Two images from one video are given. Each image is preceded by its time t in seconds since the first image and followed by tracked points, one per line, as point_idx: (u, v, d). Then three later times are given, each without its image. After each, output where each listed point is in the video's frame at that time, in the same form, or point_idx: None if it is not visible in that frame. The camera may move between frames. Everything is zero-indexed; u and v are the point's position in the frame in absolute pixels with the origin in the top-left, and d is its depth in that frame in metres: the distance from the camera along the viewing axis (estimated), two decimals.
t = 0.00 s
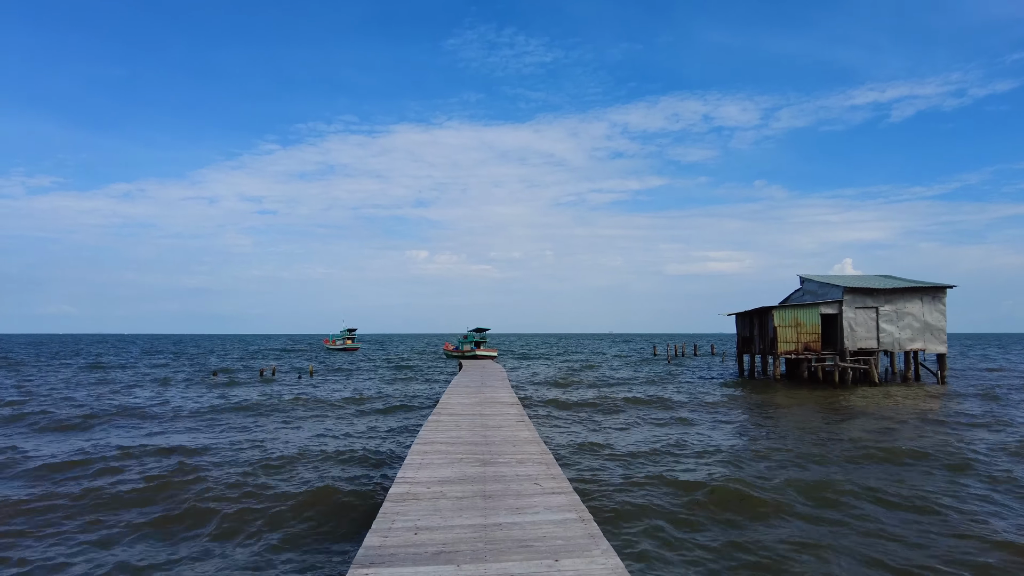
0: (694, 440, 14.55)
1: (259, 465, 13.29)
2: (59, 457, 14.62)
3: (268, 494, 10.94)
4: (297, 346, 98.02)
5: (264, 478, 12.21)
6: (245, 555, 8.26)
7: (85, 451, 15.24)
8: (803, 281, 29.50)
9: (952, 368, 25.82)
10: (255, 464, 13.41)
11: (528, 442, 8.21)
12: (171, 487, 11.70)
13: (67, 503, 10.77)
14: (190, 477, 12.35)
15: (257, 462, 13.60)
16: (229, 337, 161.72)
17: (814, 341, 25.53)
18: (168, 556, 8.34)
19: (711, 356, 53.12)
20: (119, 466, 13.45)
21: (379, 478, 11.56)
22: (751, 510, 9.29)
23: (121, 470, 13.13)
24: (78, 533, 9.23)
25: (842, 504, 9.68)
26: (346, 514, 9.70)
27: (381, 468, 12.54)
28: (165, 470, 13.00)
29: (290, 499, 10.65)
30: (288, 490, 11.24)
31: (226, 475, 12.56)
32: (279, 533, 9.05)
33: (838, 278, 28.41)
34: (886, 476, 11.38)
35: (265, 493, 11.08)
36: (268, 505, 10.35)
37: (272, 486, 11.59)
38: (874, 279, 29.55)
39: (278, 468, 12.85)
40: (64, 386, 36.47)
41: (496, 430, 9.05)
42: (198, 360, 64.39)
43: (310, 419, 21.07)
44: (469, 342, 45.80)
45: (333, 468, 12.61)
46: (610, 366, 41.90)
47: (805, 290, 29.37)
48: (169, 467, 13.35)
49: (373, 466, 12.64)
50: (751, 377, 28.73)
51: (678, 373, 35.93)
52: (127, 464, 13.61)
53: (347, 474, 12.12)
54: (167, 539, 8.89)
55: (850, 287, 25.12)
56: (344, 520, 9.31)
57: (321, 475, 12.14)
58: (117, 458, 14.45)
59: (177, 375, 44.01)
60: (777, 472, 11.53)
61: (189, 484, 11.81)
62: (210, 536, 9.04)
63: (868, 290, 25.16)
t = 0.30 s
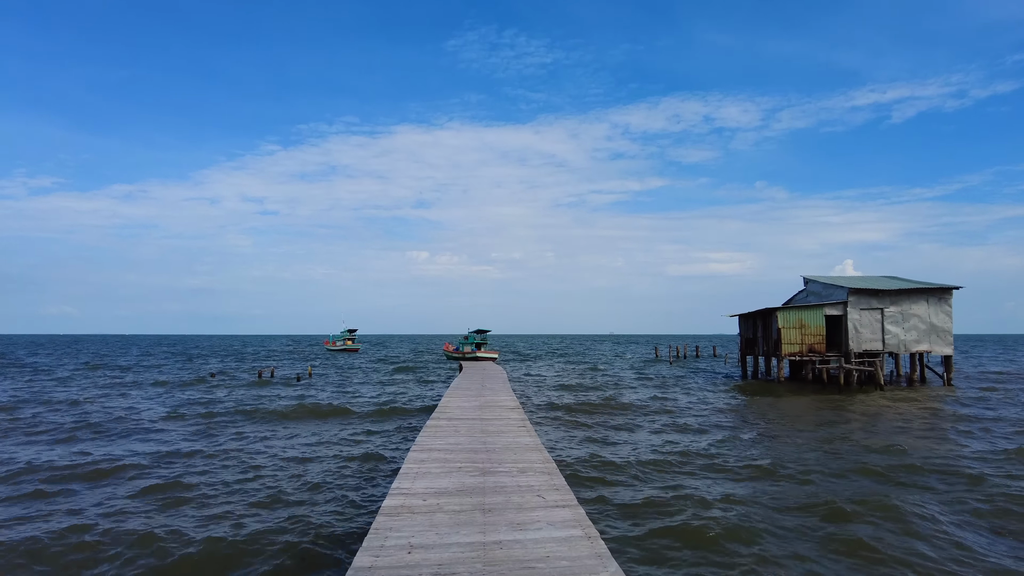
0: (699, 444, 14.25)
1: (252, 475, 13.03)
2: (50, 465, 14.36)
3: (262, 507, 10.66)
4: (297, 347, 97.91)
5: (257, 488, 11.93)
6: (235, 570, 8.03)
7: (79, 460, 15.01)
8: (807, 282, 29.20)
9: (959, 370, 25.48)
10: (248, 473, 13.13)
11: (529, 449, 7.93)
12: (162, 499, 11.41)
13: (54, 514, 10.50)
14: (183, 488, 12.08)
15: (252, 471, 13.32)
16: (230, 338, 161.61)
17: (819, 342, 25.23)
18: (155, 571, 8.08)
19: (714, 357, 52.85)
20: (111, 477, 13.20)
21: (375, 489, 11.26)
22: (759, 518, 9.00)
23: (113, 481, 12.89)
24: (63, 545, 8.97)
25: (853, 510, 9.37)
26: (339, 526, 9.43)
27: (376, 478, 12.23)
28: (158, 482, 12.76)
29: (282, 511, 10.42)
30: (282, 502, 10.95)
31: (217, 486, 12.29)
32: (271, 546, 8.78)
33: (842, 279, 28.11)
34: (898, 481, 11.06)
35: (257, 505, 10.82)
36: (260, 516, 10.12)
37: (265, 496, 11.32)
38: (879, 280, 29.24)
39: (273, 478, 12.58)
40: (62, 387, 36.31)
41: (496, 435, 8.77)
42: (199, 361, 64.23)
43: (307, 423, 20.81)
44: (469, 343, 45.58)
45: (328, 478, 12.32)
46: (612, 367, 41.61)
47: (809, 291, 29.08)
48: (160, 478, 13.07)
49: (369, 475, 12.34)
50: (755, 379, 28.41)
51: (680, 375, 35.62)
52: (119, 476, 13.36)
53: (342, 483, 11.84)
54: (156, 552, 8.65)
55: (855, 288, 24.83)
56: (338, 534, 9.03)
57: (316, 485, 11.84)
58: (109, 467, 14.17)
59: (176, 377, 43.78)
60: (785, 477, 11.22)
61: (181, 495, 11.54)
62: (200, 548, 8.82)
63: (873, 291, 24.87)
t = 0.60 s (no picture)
0: (702, 446, 13.93)
1: (244, 478, 12.71)
2: (38, 469, 14.05)
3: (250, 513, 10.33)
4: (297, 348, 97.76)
5: (248, 492, 11.60)
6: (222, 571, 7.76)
7: (67, 463, 14.70)
8: (810, 281, 28.89)
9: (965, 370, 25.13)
10: (239, 477, 12.80)
11: (528, 453, 7.60)
12: (149, 502, 11.10)
13: (37, 517, 10.19)
14: (170, 493, 11.75)
15: (243, 475, 13.00)
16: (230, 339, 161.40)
17: (823, 342, 24.90)
18: None
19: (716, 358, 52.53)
20: (97, 480, 12.86)
21: (366, 491, 10.97)
22: (767, 523, 8.67)
23: (99, 484, 12.57)
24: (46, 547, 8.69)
25: (864, 514, 9.04)
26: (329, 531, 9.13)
27: (370, 481, 11.96)
28: (146, 485, 12.43)
29: (271, 514, 10.11)
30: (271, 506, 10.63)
31: (208, 489, 11.97)
32: (258, 549, 8.50)
33: (845, 278, 27.80)
34: (909, 484, 10.73)
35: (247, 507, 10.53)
36: (250, 518, 9.83)
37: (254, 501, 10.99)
38: (883, 279, 28.90)
39: (263, 481, 12.25)
40: (58, 390, 36.07)
41: (493, 439, 8.44)
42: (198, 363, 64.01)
43: (302, 425, 20.57)
44: (469, 344, 45.28)
45: (321, 480, 12.06)
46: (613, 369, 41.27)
47: (812, 290, 28.76)
48: (149, 481, 12.74)
49: (361, 478, 12.11)
50: (758, 380, 28.07)
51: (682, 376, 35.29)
52: (106, 478, 13.02)
53: (334, 487, 11.55)
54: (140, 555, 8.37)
55: (859, 287, 24.50)
56: (325, 538, 8.72)
57: (307, 489, 11.55)
58: (99, 470, 13.86)
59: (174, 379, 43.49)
60: (792, 480, 10.89)
61: (169, 499, 11.21)
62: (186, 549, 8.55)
63: (878, 290, 24.54)
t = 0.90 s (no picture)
0: (706, 452, 13.63)
1: (237, 487, 12.42)
2: (29, 477, 13.77)
3: (242, 524, 10.05)
4: (298, 351, 97.50)
5: (241, 501, 11.35)
6: None
7: (58, 471, 14.43)
8: (814, 282, 28.57)
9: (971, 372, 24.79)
10: (232, 486, 12.51)
11: (528, 462, 7.31)
12: (140, 513, 10.83)
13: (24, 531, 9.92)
14: (162, 503, 11.50)
15: (237, 483, 12.72)
16: (231, 342, 161.09)
17: (828, 344, 24.59)
18: None
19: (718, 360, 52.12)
20: (89, 488, 12.61)
21: (360, 501, 10.68)
22: (775, 535, 8.39)
23: (90, 492, 12.30)
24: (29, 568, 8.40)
25: (876, 525, 8.74)
26: (318, 549, 8.89)
27: (364, 491, 11.66)
28: (138, 494, 12.18)
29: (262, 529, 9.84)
30: (262, 519, 10.33)
31: (200, 499, 11.70)
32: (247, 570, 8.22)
33: (850, 279, 27.48)
34: (921, 494, 10.42)
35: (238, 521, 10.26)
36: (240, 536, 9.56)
37: (246, 511, 10.72)
38: (888, 279, 28.58)
39: (254, 490, 11.97)
40: (55, 395, 35.80)
41: (492, 447, 8.16)
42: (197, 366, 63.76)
43: (299, 430, 20.24)
44: (469, 346, 44.97)
45: (313, 492, 11.73)
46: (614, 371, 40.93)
47: (816, 291, 28.45)
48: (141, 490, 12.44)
49: (355, 488, 11.76)
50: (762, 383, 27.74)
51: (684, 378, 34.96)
52: (97, 487, 12.76)
53: (327, 498, 11.29)
54: None
55: (864, 288, 24.19)
56: (313, 558, 8.49)
57: (299, 501, 11.21)
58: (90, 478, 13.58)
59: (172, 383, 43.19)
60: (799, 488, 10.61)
61: (160, 510, 10.95)
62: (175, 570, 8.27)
63: (883, 291, 24.23)
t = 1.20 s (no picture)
0: (711, 455, 13.34)
1: (231, 488, 12.15)
2: (21, 477, 13.51)
3: (236, 527, 9.78)
4: (298, 352, 97.30)
5: (235, 504, 11.08)
6: None
7: (51, 470, 14.15)
8: (819, 282, 28.26)
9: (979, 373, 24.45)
10: (227, 487, 12.25)
11: (531, 465, 7.02)
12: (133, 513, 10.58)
13: (13, 531, 9.67)
14: (155, 503, 11.23)
15: (232, 485, 12.45)
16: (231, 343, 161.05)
17: (833, 344, 24.28)
18: None
19: (719, 361, 51.78)
20: (81, 488, 12.34)
21: (356, 504, 10.46)
22: (788, 544, 8.10)
23: (82, 492, 12.03)
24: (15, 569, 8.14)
25: (893, 535, 8.44)
26: (311, 548, 8.65)
27: (361, 493, 11.42)
28: (131, 493, 11.92)
29: (255, 530, 9.59)
30: (256, 521, 10.06)
31: (194, 499, 11.44)
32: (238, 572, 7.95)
33: (855, 278, 27.16)
34: (936, 501, 10.13)
35: (232, 521, 10.02)
36: (232, 537, 9.29)
37: (240, 513, 10.48)
38: (893, 279, 28.23)
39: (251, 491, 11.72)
40: (52, 394, 35.53)
41: (493, 449, 7.86)
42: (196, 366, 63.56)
43: (297, 431, 19.97)
44: (470, 346, 44.67)
45: (309, 493, 11.46)
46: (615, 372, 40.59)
47: (821, 291, 28.13)
48: (134, 489, 12.20)
49: (352, 489, 11.49)
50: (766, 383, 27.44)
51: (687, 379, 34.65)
52: (90, 486, 12.50)
53: (323, 499, 11.05)
54: None
55: (871, 287, 23.87)
56: (306, 557, 8.27)
57: (295, 502, 10.97)
58: (84, 478, 13.32)
59: (171, 382, 42.88)
60: (810, 494, 10.32)
61: (153, 511, 10.67)
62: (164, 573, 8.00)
63: (890, 290, 23.90)
